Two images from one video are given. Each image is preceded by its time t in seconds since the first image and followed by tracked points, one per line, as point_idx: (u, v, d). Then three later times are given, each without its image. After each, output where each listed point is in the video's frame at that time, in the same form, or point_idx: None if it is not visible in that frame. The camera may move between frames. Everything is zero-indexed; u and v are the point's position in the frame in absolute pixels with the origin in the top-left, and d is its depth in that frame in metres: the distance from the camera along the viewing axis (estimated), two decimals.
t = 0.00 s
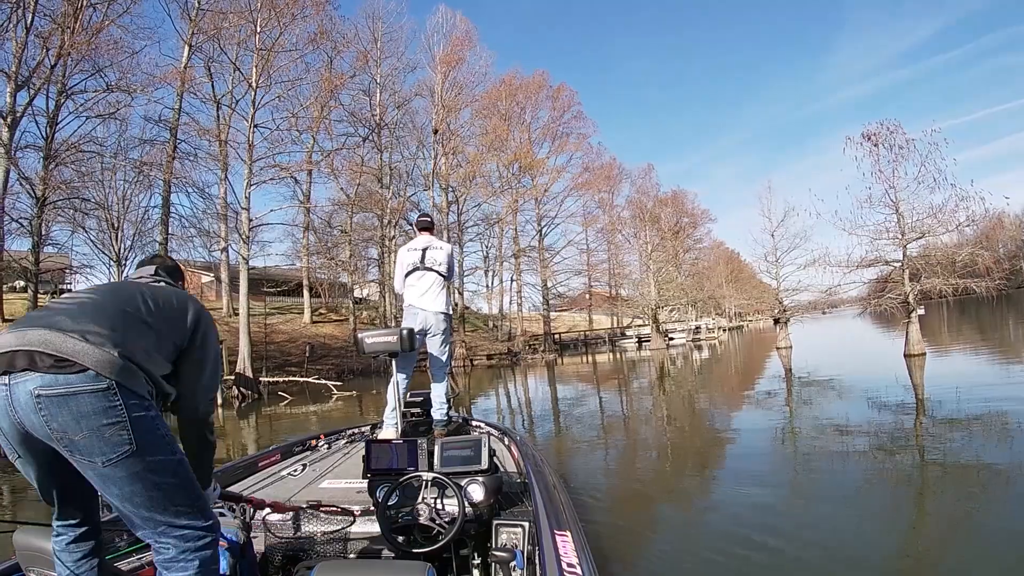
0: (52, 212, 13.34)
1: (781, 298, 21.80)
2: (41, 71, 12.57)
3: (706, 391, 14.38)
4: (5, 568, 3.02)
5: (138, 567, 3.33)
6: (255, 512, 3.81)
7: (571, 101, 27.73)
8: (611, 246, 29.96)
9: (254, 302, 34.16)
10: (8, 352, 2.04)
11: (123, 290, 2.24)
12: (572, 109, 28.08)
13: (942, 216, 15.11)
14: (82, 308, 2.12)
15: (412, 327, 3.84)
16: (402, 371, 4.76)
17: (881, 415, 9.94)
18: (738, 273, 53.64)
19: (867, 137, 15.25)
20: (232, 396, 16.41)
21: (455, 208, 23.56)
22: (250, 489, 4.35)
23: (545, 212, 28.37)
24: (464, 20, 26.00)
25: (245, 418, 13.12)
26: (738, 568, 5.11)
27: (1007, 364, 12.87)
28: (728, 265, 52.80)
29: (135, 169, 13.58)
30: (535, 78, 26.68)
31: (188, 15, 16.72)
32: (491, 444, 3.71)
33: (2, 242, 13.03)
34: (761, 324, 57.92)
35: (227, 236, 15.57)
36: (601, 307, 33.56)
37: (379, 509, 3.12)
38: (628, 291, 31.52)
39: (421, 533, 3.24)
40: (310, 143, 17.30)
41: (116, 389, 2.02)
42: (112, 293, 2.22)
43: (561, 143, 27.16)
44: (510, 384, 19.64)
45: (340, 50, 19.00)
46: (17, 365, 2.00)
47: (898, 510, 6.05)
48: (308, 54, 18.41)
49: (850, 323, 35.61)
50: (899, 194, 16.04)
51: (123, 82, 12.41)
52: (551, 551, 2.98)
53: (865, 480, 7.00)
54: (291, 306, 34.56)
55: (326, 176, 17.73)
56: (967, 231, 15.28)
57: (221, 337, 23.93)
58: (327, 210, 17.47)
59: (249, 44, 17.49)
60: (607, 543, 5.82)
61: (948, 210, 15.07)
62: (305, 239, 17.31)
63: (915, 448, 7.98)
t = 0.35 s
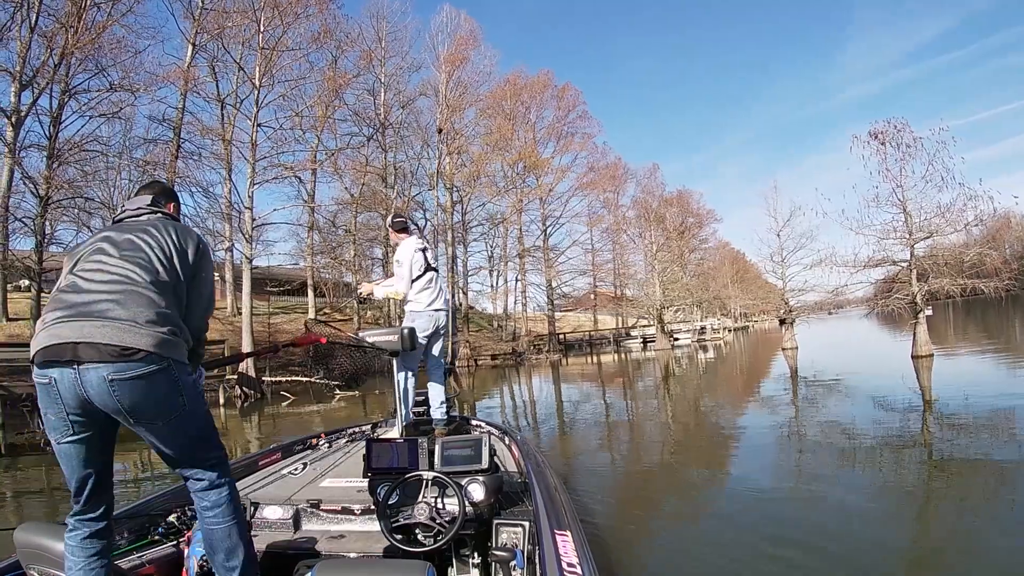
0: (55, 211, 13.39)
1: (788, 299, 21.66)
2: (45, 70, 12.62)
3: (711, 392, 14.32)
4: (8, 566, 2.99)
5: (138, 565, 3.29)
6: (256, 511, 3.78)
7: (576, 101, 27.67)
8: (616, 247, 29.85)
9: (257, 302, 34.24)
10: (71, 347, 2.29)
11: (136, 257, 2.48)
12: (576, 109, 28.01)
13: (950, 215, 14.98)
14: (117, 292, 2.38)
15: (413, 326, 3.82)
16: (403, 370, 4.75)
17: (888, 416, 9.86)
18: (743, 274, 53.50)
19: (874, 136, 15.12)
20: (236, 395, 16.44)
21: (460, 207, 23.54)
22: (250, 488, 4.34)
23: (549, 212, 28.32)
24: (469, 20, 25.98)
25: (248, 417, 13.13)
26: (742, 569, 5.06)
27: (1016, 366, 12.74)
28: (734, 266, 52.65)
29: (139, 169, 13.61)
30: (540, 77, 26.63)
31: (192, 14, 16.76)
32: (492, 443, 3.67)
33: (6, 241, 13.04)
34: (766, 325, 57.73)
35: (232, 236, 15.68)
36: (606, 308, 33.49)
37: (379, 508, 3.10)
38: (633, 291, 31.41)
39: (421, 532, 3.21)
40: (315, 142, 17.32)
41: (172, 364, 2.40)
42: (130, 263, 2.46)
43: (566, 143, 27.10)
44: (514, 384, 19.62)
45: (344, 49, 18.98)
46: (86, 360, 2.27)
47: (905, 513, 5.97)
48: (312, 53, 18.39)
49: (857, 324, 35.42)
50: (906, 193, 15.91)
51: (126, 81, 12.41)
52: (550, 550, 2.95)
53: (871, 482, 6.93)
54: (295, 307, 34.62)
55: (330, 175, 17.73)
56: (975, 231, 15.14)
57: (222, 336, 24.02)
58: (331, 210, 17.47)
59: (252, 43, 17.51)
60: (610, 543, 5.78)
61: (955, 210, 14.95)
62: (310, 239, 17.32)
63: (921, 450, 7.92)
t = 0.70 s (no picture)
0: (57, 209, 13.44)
1: (792, 299, 21.57)
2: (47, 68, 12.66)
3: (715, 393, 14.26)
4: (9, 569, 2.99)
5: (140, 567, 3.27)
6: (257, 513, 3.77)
7: (580, 100, 27.62)
8: (620, 247, 29.83)
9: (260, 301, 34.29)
10: (182, 398, 2.45)
11: (227, 295, 2.59)
12: (581, 108, 27.96)
13: (957, 216, 14.88)
14: (217, 343, 2.54)
15: (414, 328, 3.82)
16: (403, 371, 4.74)
17: (893, 419, 9.79)
18: (747, 275, 53.38)
19: (880, 135, 15.03)
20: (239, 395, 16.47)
21: (463, 207, 23.53)
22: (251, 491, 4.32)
23: (553, 212, 28.28)
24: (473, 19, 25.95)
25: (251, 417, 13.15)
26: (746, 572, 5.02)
27: None
28: (738, 266, 52.51)
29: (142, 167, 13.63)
30: (544, 77, 26.59)
31: (195, 13, 16.78)
32: (493, 444, 3.65)
33: (10, 240, 13.19)
34: (770, 326, 57.58)
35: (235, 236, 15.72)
36: (609, 308, 33.43)
37: (381, 509, 3.08)
38: (637, 291, 31.35)
39: (423, 533, 3.18)
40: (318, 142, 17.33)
41: (257, 411, 2.63)
42: (221, 305, 2.58)
43: (570, 143, 27.05)
44: (518, 384, 19.60)
45: (347, 48, 18.98)
46: (201, 410, 2.46)
47: (910, 517, 5.91)
48: (315, 52, 18.39)
49: (862, 325, 35.28)
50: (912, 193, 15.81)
51: (129, 80, 12.43)
52: (552, 551, 2.92)
53: (877, 485, 6.87)
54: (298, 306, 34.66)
55: (333, 175, 17.74)
56: (982, 231, 15.03)
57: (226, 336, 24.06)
58: (335, 209, 17.48)
59: (255, 42, 17.52)
60: (614, 544, 5.73)
61: (962, 210, 14.84)
62: (313, 238, 17.33)
63: (927, 453, 7.85)
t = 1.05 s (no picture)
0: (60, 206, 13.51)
1: (797, 299, 21.47)
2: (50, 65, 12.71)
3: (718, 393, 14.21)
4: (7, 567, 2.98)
5: (138, 566, 3.26)
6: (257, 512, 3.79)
7: (584, 99, 27.56)
8: (624, 246, 29.76)
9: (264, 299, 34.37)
10: (241, 433, 2.67)
11: (276, 344, 2.74)
12: (585, 107, 27.91)
13: (964, 216, 14.78)
14: (267, 387, 2.70)
15: (414, 328, 3.81)
16: (403, 369, 4.73)
17: (898, 420, 9.72)
18: (752, 275, 53.23)
19: (887, 134, 14.92)
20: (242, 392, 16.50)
21: (467, 205, 23.51)
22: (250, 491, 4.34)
23: (557, 211, 28.24)
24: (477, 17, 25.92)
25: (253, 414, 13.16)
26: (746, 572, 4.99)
27: None
28: (743, 266, 52.35)
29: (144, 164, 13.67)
30: (548, 75, 26.55)
31: (199, 10, 16.82)
32: (492, 444, 3.62)
33: (12, 237, 13.15)
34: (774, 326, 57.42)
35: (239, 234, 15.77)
36: (613, 307, 33.36)
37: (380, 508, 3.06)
38: (641, 290, 31.27)
39: (421, 533, 3.16)
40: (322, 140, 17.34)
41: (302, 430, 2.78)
42: (271, 353, 2.73)
43: (574, 141, 26.99)
44: (521, 383, 19.58)
45: (351, 46, 18.98)
46: (256, 437, 2.67)
47: (912, 518, 5.87)
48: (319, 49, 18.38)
49: (868, 326, 35.09)
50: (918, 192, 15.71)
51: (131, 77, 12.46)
52: (551, 552, 2.90)
53: (881, 486, 6.82)
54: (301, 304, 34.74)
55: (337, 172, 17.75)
56: (990, 232, 14.91)
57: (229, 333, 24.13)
58: (338, 207, 17.49)
59: (258, 39, 17.54)
60: (614, 544, 5.71)
61: (970, 210, 14.73)
62: (316, 236, 17.34)
63: (933, 455, 7.78)
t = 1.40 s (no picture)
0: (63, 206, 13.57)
1: (801, 297, 21.36)
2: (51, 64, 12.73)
3: (722, 391, 14.17)
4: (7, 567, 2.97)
5: (138, 566, 3.26)
6: (257, 512, 3.78)
7: (587, 96, 27.50)
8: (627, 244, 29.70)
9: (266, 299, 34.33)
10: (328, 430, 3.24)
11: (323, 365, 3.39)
12: (588, 104, 27.84)
13: (970, 212, 14.68)
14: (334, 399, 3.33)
15: (414, 329, 3.81)
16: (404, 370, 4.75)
17: (903, 419, 9.66)
18: (756, 273, 53.05)
19: (891, 129, 14.81)
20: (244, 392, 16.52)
21: (469, 203, 23.47)
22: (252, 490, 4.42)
23: (560, 209, 28.18)
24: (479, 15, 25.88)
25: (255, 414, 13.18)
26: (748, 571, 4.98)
27: None
28: (747, 264, 52.18)
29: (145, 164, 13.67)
30: (551, 73, 26.49)
31: (200, 10, 16.82)
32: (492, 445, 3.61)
33: (14, 237, 13.17)
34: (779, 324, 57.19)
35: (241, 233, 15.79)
36: (616, 305, 33.27)
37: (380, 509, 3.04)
38: (645, 288, 31.18)
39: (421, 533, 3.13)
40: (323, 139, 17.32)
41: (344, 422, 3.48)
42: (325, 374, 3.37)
43: (577, 139, 26.92)
44: (524, 382, 19.55)
45: (352, 44, 18.96)
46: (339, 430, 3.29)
47: (917, 516, 5.83)
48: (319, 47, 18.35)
49: (874, 323, 34.92)
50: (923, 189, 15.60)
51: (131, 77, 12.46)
52: (551, 552, 2.89)
53: (885, 485, 6.78)
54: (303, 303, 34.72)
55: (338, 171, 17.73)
56: (996, 228, 14.79)
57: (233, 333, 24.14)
58: (340, 206, 17.48)
59: (259, 38, 17.52)
60: (615, 541, 5.72)
61: (976, 206, 14.62)
62: (318, 235, 17.34)
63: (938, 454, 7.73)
